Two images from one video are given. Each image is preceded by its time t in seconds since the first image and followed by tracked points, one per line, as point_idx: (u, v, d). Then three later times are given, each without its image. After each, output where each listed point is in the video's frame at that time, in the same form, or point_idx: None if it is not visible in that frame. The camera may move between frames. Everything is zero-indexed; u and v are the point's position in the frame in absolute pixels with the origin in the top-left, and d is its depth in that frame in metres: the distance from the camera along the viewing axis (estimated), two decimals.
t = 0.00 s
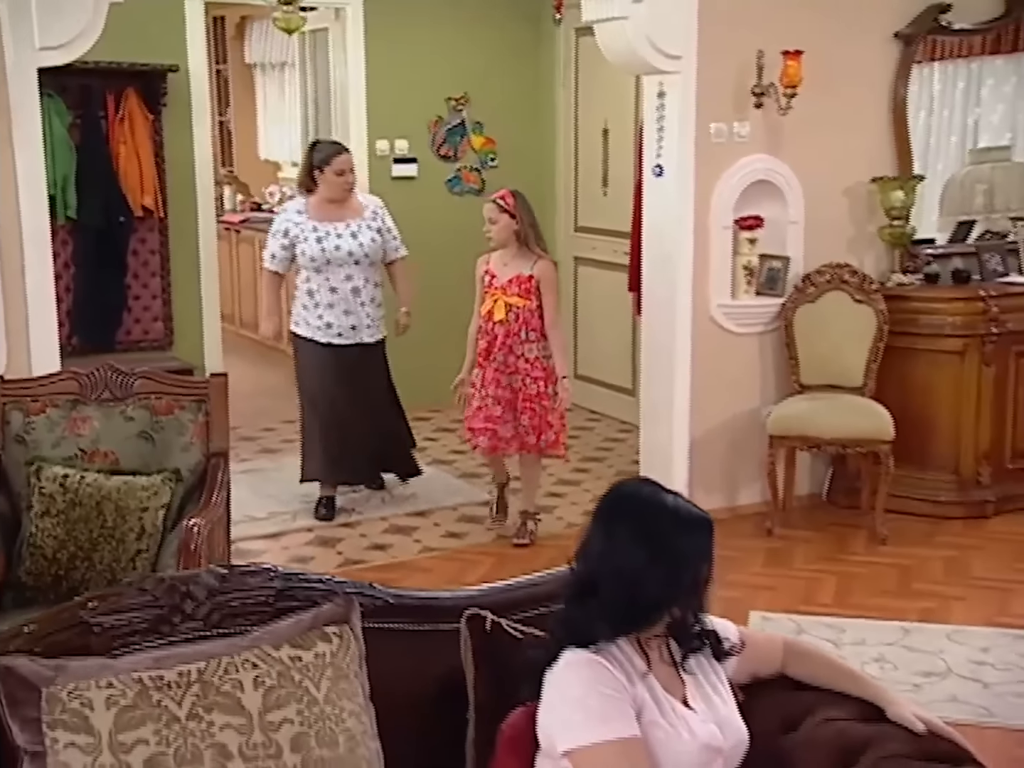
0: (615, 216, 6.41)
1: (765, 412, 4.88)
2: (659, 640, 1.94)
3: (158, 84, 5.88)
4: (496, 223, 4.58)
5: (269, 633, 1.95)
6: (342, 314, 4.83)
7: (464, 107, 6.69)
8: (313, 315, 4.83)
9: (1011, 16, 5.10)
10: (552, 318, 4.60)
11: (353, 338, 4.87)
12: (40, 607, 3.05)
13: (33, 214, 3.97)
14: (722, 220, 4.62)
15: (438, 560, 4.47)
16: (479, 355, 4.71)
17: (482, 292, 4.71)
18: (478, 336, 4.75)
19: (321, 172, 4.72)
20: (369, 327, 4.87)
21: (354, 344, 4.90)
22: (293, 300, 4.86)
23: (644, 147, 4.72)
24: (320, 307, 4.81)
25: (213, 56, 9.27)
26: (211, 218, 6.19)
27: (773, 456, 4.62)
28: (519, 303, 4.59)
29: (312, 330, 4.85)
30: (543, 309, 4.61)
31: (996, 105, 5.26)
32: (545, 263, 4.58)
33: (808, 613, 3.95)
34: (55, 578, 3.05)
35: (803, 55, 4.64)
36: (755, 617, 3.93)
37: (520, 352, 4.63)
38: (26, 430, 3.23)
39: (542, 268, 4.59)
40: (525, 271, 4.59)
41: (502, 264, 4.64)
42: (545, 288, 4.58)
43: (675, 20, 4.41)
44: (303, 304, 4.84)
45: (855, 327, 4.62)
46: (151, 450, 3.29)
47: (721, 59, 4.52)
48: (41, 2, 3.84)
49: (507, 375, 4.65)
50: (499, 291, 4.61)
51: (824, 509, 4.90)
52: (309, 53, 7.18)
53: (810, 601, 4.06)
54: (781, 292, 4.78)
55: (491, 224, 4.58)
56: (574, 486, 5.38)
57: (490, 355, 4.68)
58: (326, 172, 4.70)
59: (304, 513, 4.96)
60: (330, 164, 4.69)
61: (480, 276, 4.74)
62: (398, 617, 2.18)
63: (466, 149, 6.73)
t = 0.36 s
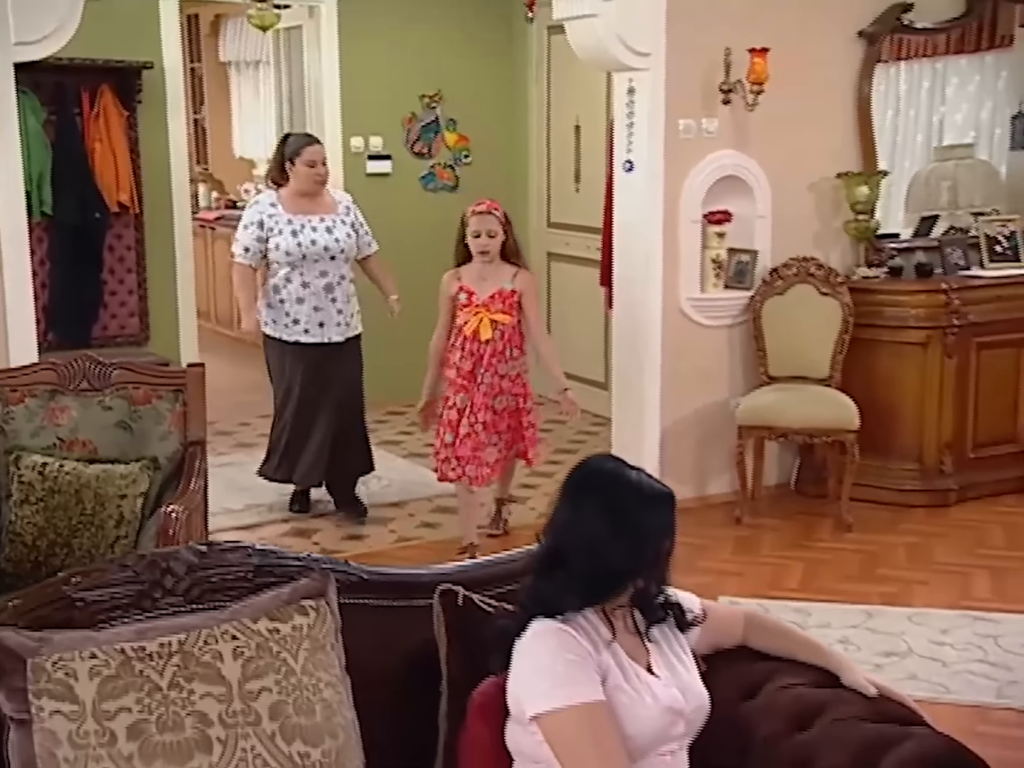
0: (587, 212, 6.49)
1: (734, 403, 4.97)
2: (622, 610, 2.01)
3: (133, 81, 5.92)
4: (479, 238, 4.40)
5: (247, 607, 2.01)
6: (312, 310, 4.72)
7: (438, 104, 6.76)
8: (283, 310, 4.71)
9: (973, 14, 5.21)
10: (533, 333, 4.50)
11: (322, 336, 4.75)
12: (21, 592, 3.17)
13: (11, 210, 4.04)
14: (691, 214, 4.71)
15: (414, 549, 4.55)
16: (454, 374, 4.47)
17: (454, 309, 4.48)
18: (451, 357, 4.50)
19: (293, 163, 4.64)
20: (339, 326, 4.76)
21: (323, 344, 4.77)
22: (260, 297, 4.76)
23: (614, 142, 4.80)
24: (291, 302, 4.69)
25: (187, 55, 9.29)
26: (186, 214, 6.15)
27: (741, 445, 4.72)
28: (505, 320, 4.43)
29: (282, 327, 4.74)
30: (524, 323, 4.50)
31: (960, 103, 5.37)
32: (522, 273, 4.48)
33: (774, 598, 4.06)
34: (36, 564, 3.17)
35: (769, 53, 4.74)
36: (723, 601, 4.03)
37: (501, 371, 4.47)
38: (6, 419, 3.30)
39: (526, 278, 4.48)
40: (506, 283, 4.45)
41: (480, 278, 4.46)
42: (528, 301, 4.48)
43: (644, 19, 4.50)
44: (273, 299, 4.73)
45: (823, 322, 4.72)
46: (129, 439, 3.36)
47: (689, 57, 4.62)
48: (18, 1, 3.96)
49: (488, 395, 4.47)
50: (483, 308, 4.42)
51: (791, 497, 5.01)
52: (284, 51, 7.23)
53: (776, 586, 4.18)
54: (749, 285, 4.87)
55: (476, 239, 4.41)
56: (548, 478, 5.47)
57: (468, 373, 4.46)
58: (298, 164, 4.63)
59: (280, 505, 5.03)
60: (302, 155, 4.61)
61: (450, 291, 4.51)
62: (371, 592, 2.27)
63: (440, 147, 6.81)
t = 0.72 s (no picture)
0: (566, 210, 6.60)
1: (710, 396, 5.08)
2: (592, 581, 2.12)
3: (120, 80, 5.99)
4: (483, 244, 4.35)
5: (237, 582, 2.09)
6: (316, 311, 4.59)
7: (420, 103, 6.86)
8: (287, 312, 4.60)
9: (943, 13, 5.30)
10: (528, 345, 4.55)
11: (326, 337, 4.61)
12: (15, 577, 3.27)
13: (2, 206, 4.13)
14: (667, 210, 4.82)
15: (398, 538, 4.65)
16: (458, 385, 4.50)
17: (450, 318, 4.45)
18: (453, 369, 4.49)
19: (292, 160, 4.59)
20: (343, 326, 4.61)
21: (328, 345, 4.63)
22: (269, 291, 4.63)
23: (593, 140, 4.91)
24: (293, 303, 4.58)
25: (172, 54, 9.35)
26: (173, 212, 6.28)
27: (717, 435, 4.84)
28: (508, 332, 4.46)
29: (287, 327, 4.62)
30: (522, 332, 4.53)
31: (932, 102, 5.48)
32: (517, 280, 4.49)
33: (748, 583, 4.18)
34: (28, 549, 3.27)
35: (744, 53, 4.85)
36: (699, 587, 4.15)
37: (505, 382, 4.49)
38: None
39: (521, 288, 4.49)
40: (507, 293, 4.46)
41: (480, 287, 4.44)
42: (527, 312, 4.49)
43: (622, 20, 4.61)
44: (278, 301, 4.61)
45: (797, 316, 4.83)
46: (119, 428, 3.47)
47: (665, 57, 4.73)
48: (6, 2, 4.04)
49: (491, 407, 4.48)
50: (488, 319, 4.42)
51: (766, 486, 5.14)
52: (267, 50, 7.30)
53: (752, 572, 4.31)
54: (724, 281, 4.98)
55: (481, 246, 4.36)
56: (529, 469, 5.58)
57: (471, 383, 4.49)
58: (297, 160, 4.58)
59: (267, 496, 5.13)
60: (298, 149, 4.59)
61: (447, 299, 4.45)
62: (357, 571, 2.36)
63: (422, 145, 6.91)
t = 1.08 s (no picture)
0: (546, 210, 6.75)
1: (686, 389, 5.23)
2: (558, 549, 2.20)
3: (110, 81, 6.10)
4: (504, 241, 4.05)
5: (230, 556, 2.16)
6: (326, 327, 4.49)
7: (404, 104, 7.00)
8: (295, 329, 4.45)
9: (911, 16, 5.46)
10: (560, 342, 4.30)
11: (338, 353, 4.52)
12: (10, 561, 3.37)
13: None
14: (645, 208, 4.97)
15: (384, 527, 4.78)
16: (490, 392, 4.23)
17: (475, 323, 4.18)
18: (482, 378, 4.23)
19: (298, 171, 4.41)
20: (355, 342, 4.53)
21: (340, 360, 4.54)
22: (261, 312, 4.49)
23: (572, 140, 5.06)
24: (300, 319, 4.45)
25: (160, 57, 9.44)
26: (162, 212, 6.42)
27: (694, 427, 4.98)
28: (537, 332, 4.20)
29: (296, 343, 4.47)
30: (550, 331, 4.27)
31: (902, 104, 5.63)
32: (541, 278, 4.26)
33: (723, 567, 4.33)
34: (22, 535, 3.37)
35: (718, 55, 5.01)
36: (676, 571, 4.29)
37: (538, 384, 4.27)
38: None
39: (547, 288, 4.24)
40: (533, 294, 4.21)
41: (504, 287, 4.18)
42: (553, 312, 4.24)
43: (599, 22, 4.75)
44: (283, 317, 4.47)
45: (769, 311, 4.98)
46: (112, 417, 3.63)
47: (642, 60, 4.87)
48: None
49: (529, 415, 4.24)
50: (514, 321, 4.16)
51: (742, 476, 5.29)
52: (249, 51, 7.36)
53: (727, 558, 4.45)
54: (701, 277, 5.13)
55: (502, 244, 4.06)
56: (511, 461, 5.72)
57: (503, 389, 4.23)
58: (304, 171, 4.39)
59: (255, 487, 5.25)
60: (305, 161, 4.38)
61: (470, 302, 4.18)
62: (343, 548, 2.50)
63: (406, 145, 7.04)
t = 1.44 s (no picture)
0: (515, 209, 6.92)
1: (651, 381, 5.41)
2: (527, 517, 2.36)
3: (88, 83, 6.24)
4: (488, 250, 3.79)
5: (212, 533, 2.33)
6: (327, 332, 3.94)
7: (376, 105, 7.17)
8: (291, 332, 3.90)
9: (864, 23, 5.68)
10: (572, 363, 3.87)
11: (337, 360, 3.97)
12: None
13: None
14: (610, 206, 5.14)
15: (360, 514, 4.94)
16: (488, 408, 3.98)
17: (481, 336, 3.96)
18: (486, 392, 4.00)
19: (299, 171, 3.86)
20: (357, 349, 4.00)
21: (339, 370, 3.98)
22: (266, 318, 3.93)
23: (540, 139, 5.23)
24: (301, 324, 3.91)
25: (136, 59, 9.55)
26: (139, 214, 6.53)
27: (659, 417, 5.15)
28: (533, 350, 3.84)
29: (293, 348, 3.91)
30: (560, 352, 3.86)
31: (859, 108, 5.83)
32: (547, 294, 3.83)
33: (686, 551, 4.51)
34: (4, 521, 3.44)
35: (680, 58, 5.19)
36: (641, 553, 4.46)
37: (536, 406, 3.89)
38: None
39: (557, 301, 3.82)
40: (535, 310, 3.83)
41: (508, 300, 3.88)
42: (563, 328, 3.83)
43: (564, 24, 4.92)
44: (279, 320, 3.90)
45: (733, 308, 5.16)
46: (93, 407, 3.86)
47: (607, 62, 5.05)
48: None
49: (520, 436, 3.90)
50: (507, 336, 3.86)
51: (705, 465, 5.47)
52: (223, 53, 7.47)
53: (690, 542, 4.64)
54: (665, 273, 5.30)
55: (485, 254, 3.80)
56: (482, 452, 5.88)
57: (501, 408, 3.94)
58: (305, 172, 3.85)
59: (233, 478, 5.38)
60: (310, 162, 3.84)
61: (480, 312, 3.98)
62: (322, 527, 2.65)
63: (379, 145, 7.22)
